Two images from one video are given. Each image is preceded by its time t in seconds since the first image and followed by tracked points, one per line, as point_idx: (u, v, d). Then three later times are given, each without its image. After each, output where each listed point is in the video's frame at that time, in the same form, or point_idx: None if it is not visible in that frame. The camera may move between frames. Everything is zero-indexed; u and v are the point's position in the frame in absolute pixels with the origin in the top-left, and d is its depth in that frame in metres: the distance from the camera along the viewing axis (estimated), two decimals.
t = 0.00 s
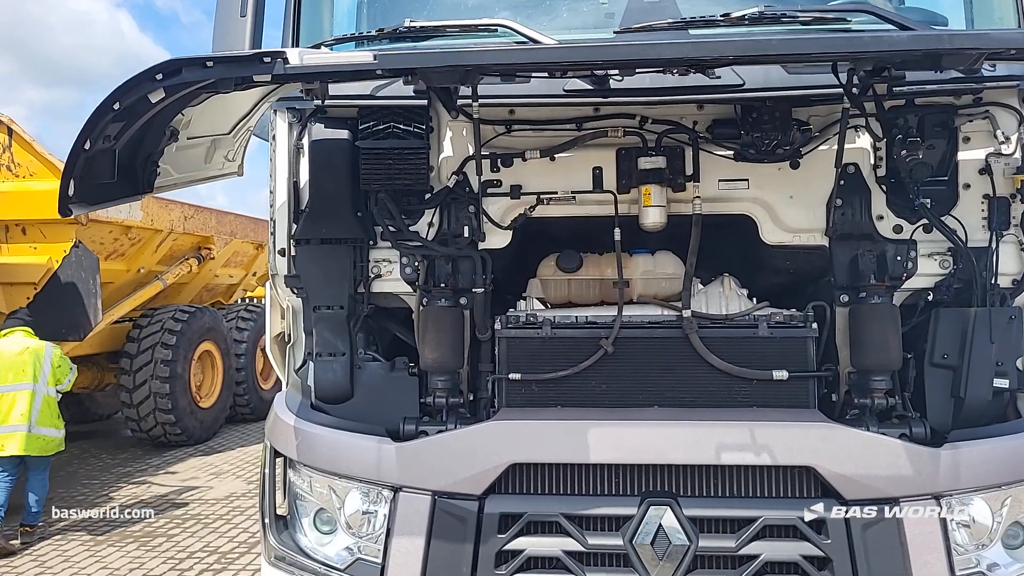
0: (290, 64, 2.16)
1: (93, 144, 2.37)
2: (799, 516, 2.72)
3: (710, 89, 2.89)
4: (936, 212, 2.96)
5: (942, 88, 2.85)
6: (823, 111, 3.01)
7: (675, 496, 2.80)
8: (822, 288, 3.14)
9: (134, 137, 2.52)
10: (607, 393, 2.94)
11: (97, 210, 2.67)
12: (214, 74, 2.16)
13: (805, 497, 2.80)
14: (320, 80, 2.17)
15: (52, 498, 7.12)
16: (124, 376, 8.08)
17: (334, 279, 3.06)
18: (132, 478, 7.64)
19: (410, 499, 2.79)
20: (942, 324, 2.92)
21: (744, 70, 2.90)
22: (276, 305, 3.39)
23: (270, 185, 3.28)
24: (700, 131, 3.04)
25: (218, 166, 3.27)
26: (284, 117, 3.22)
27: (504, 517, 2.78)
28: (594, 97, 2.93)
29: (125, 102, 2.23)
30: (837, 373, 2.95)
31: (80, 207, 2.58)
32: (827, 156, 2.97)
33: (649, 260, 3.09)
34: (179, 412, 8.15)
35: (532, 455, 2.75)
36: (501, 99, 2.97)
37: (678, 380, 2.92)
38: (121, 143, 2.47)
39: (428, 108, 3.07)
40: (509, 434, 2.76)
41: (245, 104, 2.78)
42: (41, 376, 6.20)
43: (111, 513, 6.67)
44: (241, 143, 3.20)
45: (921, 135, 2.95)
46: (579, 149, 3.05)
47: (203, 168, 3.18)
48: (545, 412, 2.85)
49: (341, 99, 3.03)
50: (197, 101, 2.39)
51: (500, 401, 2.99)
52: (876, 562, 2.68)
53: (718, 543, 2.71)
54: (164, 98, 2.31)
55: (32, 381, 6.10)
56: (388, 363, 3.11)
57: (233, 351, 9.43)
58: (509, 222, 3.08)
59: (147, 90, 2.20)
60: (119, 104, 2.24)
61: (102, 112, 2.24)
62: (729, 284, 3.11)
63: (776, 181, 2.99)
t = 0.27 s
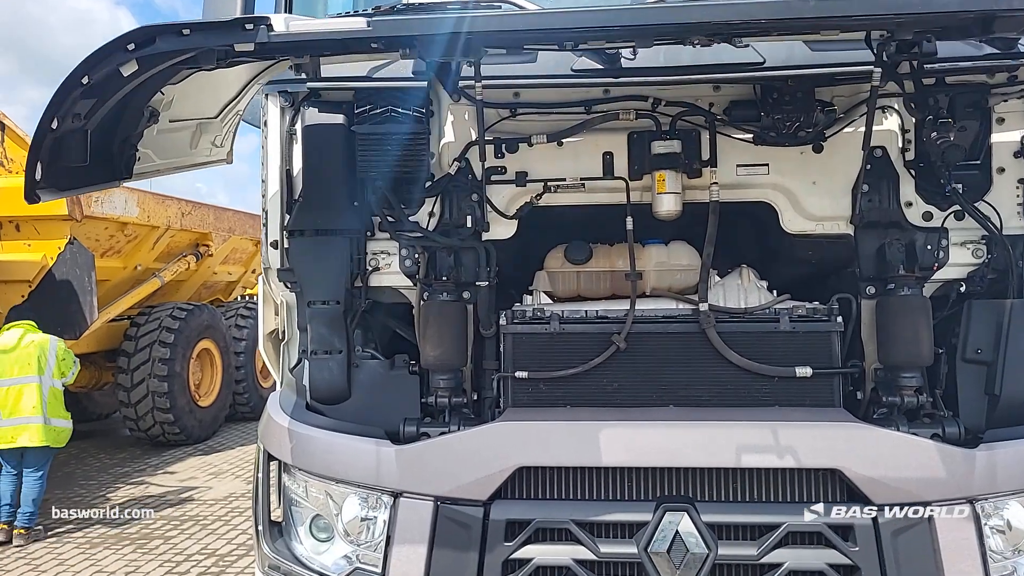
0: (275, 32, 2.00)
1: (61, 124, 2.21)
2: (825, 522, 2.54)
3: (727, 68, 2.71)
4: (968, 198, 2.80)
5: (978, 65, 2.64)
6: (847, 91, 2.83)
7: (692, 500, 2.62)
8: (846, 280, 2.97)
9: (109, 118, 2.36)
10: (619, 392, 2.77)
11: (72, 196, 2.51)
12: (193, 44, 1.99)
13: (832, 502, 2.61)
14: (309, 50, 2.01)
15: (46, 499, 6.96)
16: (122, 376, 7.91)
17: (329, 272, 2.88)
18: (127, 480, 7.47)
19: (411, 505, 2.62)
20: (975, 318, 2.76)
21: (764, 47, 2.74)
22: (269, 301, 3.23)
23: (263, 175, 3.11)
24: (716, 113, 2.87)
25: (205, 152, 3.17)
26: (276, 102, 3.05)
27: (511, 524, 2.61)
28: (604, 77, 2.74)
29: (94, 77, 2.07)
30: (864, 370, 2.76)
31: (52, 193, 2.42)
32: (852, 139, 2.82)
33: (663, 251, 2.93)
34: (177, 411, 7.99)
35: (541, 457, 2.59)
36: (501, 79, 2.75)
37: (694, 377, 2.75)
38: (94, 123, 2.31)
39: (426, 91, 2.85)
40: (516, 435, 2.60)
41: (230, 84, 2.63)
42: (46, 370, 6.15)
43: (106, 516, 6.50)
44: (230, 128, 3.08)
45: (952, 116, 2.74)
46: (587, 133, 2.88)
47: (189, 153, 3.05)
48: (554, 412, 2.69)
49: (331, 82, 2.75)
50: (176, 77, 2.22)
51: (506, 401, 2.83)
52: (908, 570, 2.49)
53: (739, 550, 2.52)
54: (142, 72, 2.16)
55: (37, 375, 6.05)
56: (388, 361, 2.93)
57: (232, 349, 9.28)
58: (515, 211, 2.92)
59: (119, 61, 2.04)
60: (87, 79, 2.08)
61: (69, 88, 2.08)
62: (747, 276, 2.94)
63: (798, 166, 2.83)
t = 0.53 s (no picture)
0: (253, 15, 1.80)
1: (18, 120, 2.00)
2: (856, 550, 2.34)
3: (748, 61, 2.52)
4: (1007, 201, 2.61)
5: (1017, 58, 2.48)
6: (874, 86, 2.65)
7: (712, 527, 2.42)
8: (874, 289, 2.79)
9: (74, 113, 2.16)
10: (633, 409, 2.58)
11: (36, 197, 2.31)
12: (161, 29, 1.80)
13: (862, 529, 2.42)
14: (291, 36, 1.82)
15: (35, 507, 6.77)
16: (116, 378, 7.30)
17: (322, 278, 2.68)
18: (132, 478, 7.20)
19: (408, 531, 2.42)
20: (1016, 328, 2.53)
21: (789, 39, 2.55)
22: (259, 307, 3.00)
23: (251, 174, 2.89)
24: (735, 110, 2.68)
25: (188, 154, 2.99)
26: (266, 98, 2.86)
27: (515, 552, 2.41)
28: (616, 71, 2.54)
29: (51, 68, 1.87)
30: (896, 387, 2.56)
31: (11, 194, 2.22)
32: (882, 138, 2.62)
33: (678, 257, 2.72)
34: (173, 415, 7.38)
35: (549, 480, 2.39)
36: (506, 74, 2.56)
37: (712, 393, 2.57)
38: (56, 119, 2.11)
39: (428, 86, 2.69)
40: (523, 455, 2.41)
41: (210, 76, 2.44)
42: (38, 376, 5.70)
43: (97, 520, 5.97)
44: (214, 126, 2.92)
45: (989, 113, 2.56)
46: (597, 132, 2.69)
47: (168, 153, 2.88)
48: (563, 431, 2.51)
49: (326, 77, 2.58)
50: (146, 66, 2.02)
51: (510, 418, 2.65)
52: None
53: None
54: (108, 61, 1.96)
55: (32, 381, 5.60)
56: (384, 375, 2.75)
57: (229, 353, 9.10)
58: (520, 214, 2.73)
59: (78, 49, 1.84)
60: (43, 71, 1.88)
61: (24, 79, 1.88)
62: (768, 284, 2.75)
63: (824, 166, 2.63)
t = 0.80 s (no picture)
0: None
1: None
2: None
3: (774, 53, 2.35)
4: None
5: None
6: (905, 81, 2.48)
7: (736, 552, 2.27)
8: (906, 296, 2.63)
9: (47, 105, 1.99)
10: (650, 424, 2.42)
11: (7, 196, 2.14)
12: (137, 13, 1.63)
13: (896, 553, 2.28)
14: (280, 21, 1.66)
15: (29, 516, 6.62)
16: (115, 383, 7.09)
17: (319, 285, 2.53)
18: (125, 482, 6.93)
19: (410, 556, 2.27)
20: None
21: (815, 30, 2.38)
22: (254, 314, 2.85)
23: (247, 173, 2.75)
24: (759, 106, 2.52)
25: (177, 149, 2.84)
26: (261, 93, 2.67)
27: None
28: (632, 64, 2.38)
29: (16, 53, 1.71)
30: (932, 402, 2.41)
31: None
32: (914, 135, 2.45)
33: (696, 261, 2.57)
34: (171, 419, 7.17)
35: (563, 501, 2.24)
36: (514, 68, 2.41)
37: (734, 408, 2.42)
38: (31, 112, 1.96)
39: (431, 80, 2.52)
40: (533, 474, 2.26)
41: (196, 66, 2.29)
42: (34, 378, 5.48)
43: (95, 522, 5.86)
44: (207, 123, 2.76)
45: None
46: (611, 129, 2.53)
47: (155, 151, 2.72)
48: (576, 448, 2.35)
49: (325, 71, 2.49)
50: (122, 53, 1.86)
51: (519, 433, 2.49)
52: None
53: None
54: (81, 50, 1.79)
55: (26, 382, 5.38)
56: (384, 387, 2.59)
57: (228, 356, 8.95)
58: (529, 216, 2.56)
59: (46, 33, 1.67)
60: (9, 56, 1.71)
61: None
62: (793, 290, 2.60)
63: (852, 165, 2.47)
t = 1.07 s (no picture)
0: None
1: None
2: None
3: (807, 39, 2.19)
4: None
5: None
6: (945, 70, 2.32)
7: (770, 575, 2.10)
8: (947, 299, 2.46)
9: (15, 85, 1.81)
10: (675, 435, 2.26)
11: None
12: None
13: None
14: None
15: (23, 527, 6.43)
16: (110, 389, 6.92)
17: (320, 287, 2.36)
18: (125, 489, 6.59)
19: None
20: None
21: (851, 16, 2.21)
22: (250, 318, 2.69)
23: (243, 169, 2.58)
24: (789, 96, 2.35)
25: (167, 145, 2.63)
26: (259, 84, 2.52)
27: None
28: (655, 51, 2.22)
29: None
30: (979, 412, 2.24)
31: None
32: (956, 127, 2.29)
33: (722, 261, 2.42)
34: (170, 426, 6.93)
35: (582, 520, 2.08)
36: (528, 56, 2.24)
37: (765, 419, 2.25)
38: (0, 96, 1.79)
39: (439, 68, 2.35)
40: (551, 490, 2.10)
41: (185, 49, 2.11)
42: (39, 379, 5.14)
43: (90, 530, 5.58)
44: (202, 117, 2.57)
45: None
46: (632, 121, 2.37)
47: (143, 143, 2.55)
48: (596, 463, 2.19)
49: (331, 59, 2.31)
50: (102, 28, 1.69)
51: (534, 446, 2.32)
52: None
53: None
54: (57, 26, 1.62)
55: (32, 386, 5.04)
56: (389, 397, 2.43)
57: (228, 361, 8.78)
58: (544, 214, 2.41)
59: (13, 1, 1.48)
60: None
61: None
62: (827, 292, 2.44)
63: (890, 159, 2.31)
